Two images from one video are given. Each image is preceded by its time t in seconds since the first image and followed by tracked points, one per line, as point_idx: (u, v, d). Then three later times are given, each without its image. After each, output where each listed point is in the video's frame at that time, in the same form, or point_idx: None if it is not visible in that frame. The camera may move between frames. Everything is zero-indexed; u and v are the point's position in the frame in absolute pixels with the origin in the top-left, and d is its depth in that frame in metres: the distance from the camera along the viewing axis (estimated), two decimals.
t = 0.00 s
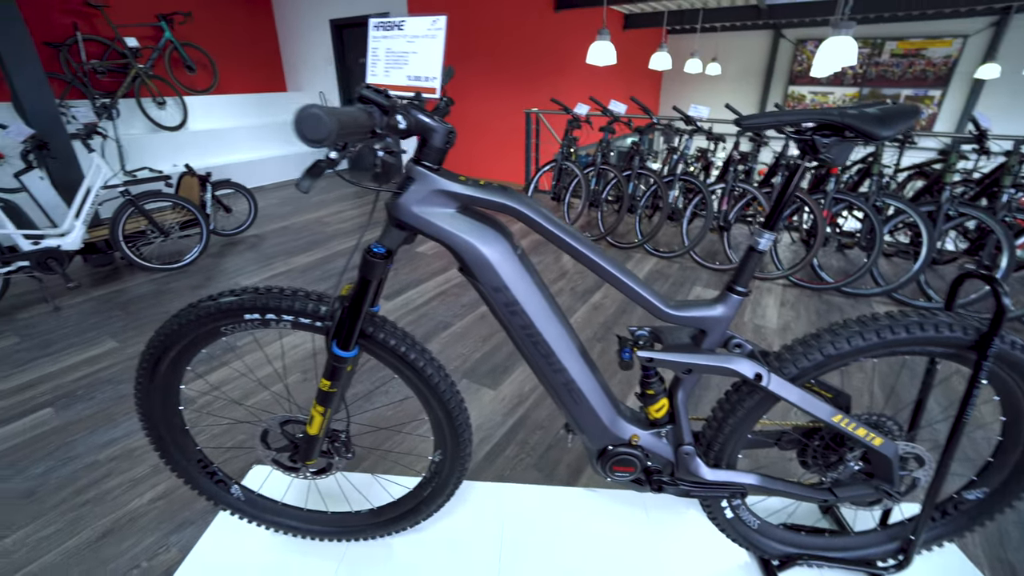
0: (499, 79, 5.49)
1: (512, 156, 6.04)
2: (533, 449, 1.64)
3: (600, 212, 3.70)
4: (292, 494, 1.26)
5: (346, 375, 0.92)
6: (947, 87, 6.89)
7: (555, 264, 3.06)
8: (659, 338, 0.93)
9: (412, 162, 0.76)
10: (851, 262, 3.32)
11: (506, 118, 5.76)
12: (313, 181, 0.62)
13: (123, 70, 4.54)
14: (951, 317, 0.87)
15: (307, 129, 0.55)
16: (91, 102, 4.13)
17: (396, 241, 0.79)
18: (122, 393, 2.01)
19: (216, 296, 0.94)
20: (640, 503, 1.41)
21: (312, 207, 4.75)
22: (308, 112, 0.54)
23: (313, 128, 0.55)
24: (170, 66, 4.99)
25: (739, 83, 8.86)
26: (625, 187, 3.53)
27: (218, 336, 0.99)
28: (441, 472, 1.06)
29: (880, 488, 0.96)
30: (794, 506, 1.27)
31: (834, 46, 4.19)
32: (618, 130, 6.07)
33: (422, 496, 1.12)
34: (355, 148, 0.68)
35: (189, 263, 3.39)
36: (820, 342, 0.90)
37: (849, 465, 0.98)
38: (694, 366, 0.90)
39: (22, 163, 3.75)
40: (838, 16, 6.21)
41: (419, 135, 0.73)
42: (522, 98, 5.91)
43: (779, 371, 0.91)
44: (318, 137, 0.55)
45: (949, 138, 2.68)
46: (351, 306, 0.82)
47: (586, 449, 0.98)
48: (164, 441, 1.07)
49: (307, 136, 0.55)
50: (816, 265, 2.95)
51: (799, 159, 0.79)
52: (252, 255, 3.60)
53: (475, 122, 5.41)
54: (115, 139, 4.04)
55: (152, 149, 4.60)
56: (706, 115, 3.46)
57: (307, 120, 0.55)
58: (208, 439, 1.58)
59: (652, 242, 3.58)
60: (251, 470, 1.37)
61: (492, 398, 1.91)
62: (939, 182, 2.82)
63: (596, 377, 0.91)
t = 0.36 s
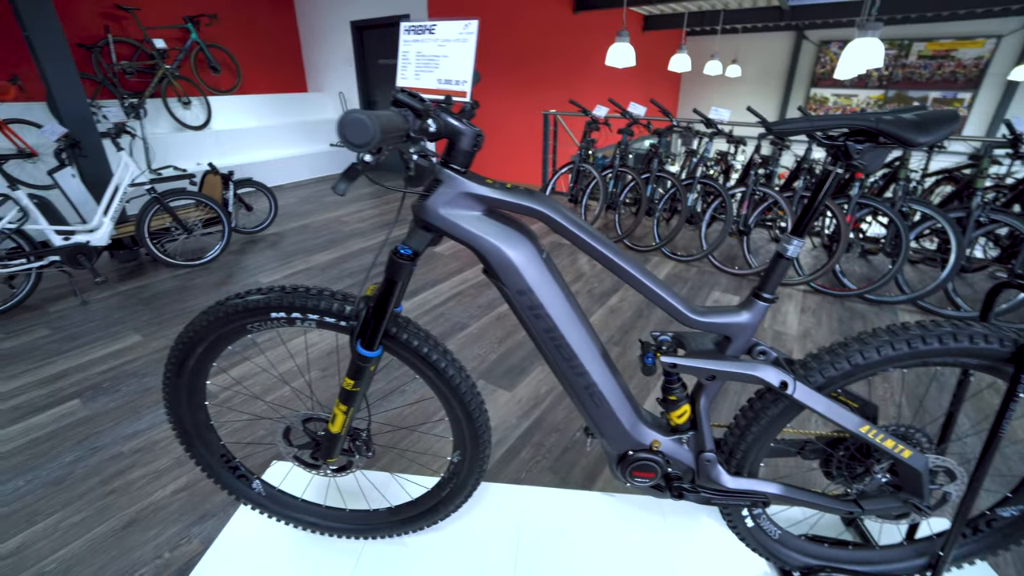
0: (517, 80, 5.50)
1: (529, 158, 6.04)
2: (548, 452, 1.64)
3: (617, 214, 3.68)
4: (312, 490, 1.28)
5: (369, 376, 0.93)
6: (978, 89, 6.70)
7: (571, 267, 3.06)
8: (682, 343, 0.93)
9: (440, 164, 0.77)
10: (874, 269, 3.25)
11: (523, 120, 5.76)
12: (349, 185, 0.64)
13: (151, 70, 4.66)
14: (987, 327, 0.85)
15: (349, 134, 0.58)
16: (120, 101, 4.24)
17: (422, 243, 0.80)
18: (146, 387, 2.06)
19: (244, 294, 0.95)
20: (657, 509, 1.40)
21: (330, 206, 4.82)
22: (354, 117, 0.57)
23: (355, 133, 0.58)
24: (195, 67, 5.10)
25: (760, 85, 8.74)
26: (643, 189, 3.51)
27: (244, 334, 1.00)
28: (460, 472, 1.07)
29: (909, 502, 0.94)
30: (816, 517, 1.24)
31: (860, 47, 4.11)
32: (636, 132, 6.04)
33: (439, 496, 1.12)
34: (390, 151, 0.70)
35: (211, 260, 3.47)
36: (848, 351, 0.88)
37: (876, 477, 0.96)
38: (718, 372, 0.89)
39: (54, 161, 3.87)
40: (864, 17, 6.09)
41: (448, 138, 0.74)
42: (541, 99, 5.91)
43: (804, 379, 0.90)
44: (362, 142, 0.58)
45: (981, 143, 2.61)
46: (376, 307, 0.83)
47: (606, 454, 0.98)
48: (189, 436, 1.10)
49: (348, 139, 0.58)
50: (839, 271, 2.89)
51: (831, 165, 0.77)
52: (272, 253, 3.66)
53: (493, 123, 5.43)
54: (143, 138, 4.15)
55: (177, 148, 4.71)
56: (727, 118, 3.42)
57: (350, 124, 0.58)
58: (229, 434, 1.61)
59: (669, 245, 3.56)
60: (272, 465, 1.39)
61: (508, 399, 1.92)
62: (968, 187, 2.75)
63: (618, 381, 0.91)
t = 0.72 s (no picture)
0: (532, 82, 5.50)
1: (542, 159, 6.04)
2: (561, 453, 1.64)
3: (631, 216, 3.66)
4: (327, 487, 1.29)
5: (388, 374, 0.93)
6: (1004, 92, 6.56)
7: (584, 269, 3.05)
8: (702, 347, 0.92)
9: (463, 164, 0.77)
10: (893, 274, 3.19)
11: (537, 121, 5.77)
12: (379, 184, 0.66)
13: (171, 70, 4.74)
14: (1017, 336, 0.83)
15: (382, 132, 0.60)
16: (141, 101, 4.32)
17: (444, 243, 0.80)
18: (164, 380, 2.10)
19: (265, 292, 0.96)
20: (672, 514, 1.38)
21: (345, 205, 4.86)
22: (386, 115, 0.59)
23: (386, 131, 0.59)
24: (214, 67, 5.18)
25: (776, 88, 8.64)
26: (658, 192, 3.50)
27: (264, 331, 1.01)
28: (475, 472, 1.07)
29: (934, 513, 0.92)
30: (835, 525, 1.22)
31: (881, 50, 4.04)
32: (650, 134, 6.00)
33: (454, 496, 1.12)
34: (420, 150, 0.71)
35: (227, 257, 3.52)
36: (872, 357, 0.87)
37: (899, 487, 0.94)
38: (738, 377, 0.88)
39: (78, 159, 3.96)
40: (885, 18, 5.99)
41: (472, 139, 0.74)
42: (555, 100, 5.91)
43: (827, 386, 0.89)
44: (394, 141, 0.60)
45: (1007, 148, 2.56)
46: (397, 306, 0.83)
47: (622, 457, 0.97)
48: (208, 430, 1.11)
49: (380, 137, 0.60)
50: (857, 277, 2.85)
51: (858, 168, 0.76)
52: (287, 251, 3.70)
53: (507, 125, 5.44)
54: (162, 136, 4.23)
55: (195, 146, 4.80)
56: (743, 120, 3.39)
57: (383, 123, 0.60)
58: (245, 430, 1.63)
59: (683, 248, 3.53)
60: (288, 462, 1.41)
61: (521, 400, 1.91)
62: (993, 193, 2.69)
63: (637, 384, 0.90)
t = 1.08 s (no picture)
0: (545, 82, 5.49)
1: (554, 160, 6.03)
2: (573, 456, 1.63)
3: (643, 218, 3.64)
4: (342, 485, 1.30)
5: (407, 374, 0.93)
6: None
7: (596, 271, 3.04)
8: (723, 352, 0.92)
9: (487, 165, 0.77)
10: (910, 280, 3.15)
11: (549, 122, 5.76)
12: (413, 186, 0.67)
13: (187, 70, 4.80)
14: None
15: (423, 132, 0.62)
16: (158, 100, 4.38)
17: (467, 245, 0.79)
18: (180, 376, 2.12)
19: (286, 291, 0.97)
20: (687, 519, 1.37)
21: (356, 205, 4.89)
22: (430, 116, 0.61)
23: (428, 131, 0.62)
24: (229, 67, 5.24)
25: (789, 90, 8.57)
26: (670, 194, 3.48)
27: (284, 330, 1.02)
28: (491, 473, 1.07)
29: (960, 525, 0.89)
30: (855, 535, 1.20)
31: (898, 51, 3.98)
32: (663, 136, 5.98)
33: (469, 497, 1.12)
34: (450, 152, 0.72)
35: (241, 255, 3.55)
36: (898, 365, 0.85)
37: (924, 497, 0.92)
38: (761, 383, 0.87)
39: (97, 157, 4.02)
40: (902, 19, 5.92)
41: (495, 142, 0.74)
42: (567, 102, 5.90)
43: (851, 393, 0.87)
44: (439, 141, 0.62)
45: None
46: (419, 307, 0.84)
47: (640, 461, 0.97)
48: (226, 427, 1.12)
49: (422, 137, 0.62)
50: (873, 282, 2.81)
51: (887, 173, 0.75)
52: (299, 250, 3.73)
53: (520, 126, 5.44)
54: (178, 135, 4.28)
55: (210, 145, 4.86)
56: (758, 123, 3.36)
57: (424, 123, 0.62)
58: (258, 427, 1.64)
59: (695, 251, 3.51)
60: (303, 460, 1.42)
61: (532, 402, 1.91)
62: (1015, 197, 2.64)
63: (657, 388, 0.90)
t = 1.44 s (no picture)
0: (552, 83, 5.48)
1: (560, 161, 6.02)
2: (583, 459, 1.61)
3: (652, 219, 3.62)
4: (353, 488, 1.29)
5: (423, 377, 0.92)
6: None
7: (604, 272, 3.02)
8: (746, 356, 0.90)
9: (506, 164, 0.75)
10: (923, 283, 3.11)
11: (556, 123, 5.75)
12: (440, 186, 0.66)
13: (196, 70, 4.83)
14: None
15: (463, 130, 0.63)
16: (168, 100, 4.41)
17: (485, 246, 0.78)
18: (188, 376, 2.12)
19: (299, 293, 0.96)
20: (702, 525, 1.35)
21: (363, 205, 4.89)
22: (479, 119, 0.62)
23: (469, 130, 0.63)
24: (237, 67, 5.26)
25: (797, 92, 8.52)
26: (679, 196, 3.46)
27: (297, 331, 1.01)
28: (505, 478, 1.05)
29: (991, 537, 0.85)
30: (876, 544, 1.17)
31: (910, 52, 3.94)
32: (671, 137, 5.96)
33: (482, 501, 1.11)
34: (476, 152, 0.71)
35: (248, 255, 3.55)
36: (927, 371, 0.83)
37: (952, 507, 0.89)
38: (785, 389, 0.85)
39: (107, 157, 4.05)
40: (913, 20, 5.87)
41: (516, 140, 0.73)
42: (574, 102, 5.88)
43: (878, 399, 0.85)
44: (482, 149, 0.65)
45: None
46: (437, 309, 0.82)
47: (658, 467, 0.95)
48: (237, 429, 1.11)
49: (461, 136, 0.63)
50: (885, 285, 2.77)
51: (921, 173, 0.73)
52: (307, 250, 3.73)
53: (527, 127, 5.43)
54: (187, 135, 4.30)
55: (218, 146, 4.87)
56: (769, 124, 3.34)
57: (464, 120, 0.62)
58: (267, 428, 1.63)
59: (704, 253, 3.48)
60: (314, 463, 1.41)
61: (542, 404, 1.89)
62: None
63: (678, 393, 0.88)
